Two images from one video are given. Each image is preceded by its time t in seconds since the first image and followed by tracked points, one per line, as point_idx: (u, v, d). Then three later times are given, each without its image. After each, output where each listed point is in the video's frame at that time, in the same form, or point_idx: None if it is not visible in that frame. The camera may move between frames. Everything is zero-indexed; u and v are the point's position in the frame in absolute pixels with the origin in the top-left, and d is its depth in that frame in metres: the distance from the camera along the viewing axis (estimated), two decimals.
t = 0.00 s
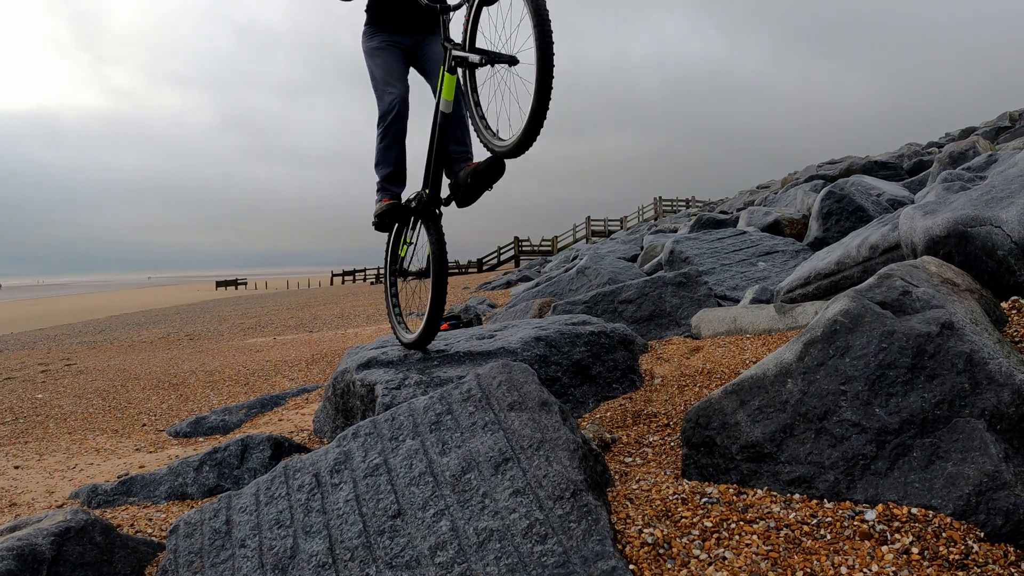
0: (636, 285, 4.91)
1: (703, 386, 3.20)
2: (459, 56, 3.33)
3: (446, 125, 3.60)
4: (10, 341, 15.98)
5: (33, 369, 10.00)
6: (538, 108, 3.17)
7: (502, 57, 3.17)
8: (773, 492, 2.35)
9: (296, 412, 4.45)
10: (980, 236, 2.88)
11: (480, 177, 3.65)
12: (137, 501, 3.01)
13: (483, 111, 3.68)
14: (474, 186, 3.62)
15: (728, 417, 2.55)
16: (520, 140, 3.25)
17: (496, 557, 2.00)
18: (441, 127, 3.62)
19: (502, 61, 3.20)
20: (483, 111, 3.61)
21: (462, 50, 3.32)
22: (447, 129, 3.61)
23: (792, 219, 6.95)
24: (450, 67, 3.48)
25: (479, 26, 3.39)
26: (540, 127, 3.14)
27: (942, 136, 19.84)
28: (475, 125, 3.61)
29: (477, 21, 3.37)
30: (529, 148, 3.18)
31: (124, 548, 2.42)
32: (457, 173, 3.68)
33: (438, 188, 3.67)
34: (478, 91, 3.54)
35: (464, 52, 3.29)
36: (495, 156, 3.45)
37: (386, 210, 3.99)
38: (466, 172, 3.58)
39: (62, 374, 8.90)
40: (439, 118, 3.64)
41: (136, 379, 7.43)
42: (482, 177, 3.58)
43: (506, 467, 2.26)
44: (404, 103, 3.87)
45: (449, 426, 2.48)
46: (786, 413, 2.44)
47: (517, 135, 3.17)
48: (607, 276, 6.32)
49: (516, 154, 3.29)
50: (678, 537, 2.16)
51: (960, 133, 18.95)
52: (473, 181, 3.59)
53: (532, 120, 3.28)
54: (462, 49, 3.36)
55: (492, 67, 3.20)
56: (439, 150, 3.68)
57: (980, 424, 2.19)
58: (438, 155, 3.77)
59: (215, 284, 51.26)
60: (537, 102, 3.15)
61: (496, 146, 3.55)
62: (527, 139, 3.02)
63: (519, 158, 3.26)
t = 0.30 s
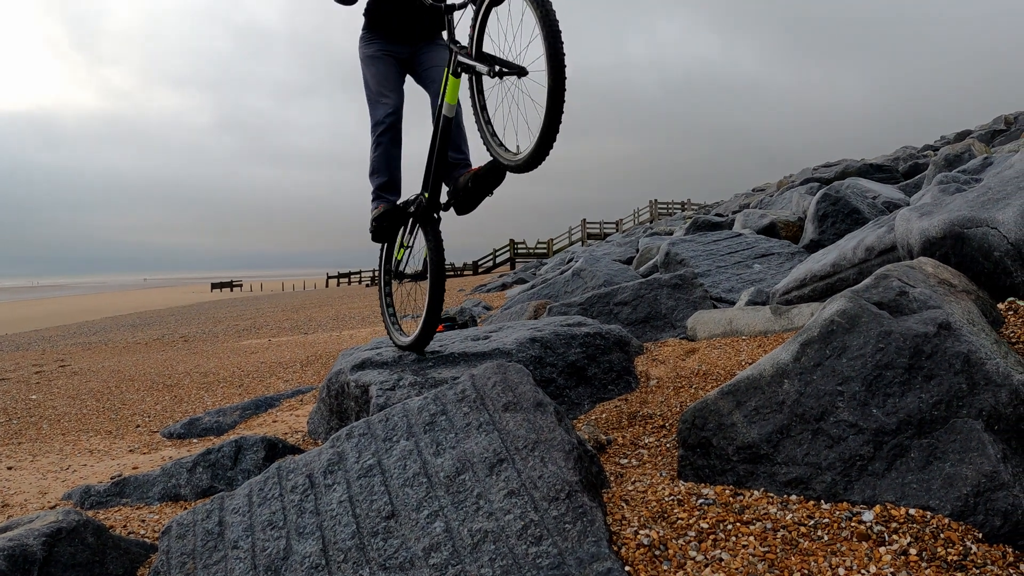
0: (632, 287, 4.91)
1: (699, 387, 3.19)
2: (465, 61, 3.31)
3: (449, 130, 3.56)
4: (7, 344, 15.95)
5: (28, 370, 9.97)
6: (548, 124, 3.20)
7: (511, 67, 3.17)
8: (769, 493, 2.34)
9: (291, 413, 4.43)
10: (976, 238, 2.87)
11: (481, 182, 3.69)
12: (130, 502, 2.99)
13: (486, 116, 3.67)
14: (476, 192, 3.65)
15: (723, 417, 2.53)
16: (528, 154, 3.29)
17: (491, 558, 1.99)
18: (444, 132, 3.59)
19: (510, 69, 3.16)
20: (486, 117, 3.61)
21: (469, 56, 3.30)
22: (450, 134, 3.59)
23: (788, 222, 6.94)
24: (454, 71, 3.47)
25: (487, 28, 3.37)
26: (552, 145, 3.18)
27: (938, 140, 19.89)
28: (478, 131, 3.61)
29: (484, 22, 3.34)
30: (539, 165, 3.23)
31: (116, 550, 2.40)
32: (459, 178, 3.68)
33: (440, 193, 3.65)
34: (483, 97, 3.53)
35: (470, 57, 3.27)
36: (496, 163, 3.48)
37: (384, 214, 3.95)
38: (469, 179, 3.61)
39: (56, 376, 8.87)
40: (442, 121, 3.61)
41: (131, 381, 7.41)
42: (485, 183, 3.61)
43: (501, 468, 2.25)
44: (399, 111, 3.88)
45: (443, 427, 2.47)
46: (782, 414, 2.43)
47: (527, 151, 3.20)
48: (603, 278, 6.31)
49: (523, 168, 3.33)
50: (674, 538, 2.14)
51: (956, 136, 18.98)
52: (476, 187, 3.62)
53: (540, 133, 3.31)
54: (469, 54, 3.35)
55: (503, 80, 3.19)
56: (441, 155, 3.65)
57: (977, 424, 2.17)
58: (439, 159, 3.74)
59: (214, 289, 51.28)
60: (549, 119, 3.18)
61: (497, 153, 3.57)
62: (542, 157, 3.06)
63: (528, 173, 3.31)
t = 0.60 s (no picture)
0: (627, 290, 4.90)
1: (694, 389, 3.18)
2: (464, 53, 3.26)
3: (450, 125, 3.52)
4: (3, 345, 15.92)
5: (22, 371, 9.95)
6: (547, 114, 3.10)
7: (509, 58, 3.10)
8: (765, 495, 2.33)
9: (285, 415, 4.42)
10: (971, 240, 2.86)
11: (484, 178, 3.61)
12: (124, 504, 2.99)
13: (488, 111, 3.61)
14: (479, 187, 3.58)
15: (719, 419, 2.53)
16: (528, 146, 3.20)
17: (485, 561, 1.98)
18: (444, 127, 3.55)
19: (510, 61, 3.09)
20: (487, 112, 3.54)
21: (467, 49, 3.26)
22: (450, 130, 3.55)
23: (783, 224, 6.94)
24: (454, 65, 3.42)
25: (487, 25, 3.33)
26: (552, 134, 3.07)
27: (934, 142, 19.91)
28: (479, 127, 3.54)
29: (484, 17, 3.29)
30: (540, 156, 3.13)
31: (110, 552, 2.39)
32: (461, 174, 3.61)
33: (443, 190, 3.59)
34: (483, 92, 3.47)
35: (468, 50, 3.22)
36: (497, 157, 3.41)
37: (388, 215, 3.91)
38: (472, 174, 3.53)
39: (50, 377, 8.85)
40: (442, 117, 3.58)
41: (125, 382, 7.39)
42: (487, 179, 3.53)
43: (496, 470, 2.24)
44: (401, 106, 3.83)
45: (437, 429, 2.46)
46: (777, 416, 2.42)
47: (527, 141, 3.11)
48: (599, 280, 6.31)
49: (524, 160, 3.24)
50: (669, 540, 2.14)
51: (952, 139, 19.00)
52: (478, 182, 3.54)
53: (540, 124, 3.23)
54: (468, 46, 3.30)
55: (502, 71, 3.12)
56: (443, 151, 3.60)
57: (973, 426, 2.17)
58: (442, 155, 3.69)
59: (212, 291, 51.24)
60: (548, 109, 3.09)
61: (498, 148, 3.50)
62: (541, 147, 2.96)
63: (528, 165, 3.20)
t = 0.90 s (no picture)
0: (622, 292, 4.90)
1: (689, 391, 3.18)
2: (463, 51, 3.23)
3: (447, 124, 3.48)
4: None
5: (16, 372, 9.95)
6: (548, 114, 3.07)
7: (511, 56, 3.07)
8: (760, 497, 2.33)
9: (281, 417, 4.41)
10: (966, 243, 2.87)
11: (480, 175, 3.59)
12: (119, 505, 2.98)
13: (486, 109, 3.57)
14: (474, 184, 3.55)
15: (714, 422, 2.53)
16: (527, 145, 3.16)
17: (479, 563, 1.98)
18: (440, 124, 3.52)
19: (513, 58, 3.06)
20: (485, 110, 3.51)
21: (466, 47, 3.21)
22: (446, 128, 3.51)
23: (779, 227, 6.95)
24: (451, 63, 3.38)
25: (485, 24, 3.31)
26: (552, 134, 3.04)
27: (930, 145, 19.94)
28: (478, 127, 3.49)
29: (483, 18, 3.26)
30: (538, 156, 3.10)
31: (104, 553, 2.39)
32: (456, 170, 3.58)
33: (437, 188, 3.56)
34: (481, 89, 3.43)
35: (467, 48, 3.18)
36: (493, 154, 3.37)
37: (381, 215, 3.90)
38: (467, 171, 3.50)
39: (45, 378, 8.84)
40: (439, 115, 3.54)
41: (121, 384, 7.38)
42: (482, 176, 3.51)
43: (491, 472, 2.24)
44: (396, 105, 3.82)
45: (432, 431, 2.46)
46: (773, 418, 2.42)
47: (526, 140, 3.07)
48: (594, 283, 6.31)
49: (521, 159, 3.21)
50: (664, 543, 2.14)
51: (947, 141, 19.04)
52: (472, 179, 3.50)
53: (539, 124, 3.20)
54: (467, 45, 3.27)
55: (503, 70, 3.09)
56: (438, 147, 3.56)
57: (968, 428, 2.18)
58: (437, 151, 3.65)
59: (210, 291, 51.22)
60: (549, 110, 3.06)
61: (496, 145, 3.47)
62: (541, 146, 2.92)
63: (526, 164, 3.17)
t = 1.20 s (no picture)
0: (616, 294, 4.90)
1: (683, 394, 3.18)
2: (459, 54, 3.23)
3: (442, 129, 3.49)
4: None
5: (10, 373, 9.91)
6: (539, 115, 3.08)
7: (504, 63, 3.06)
8: (754, 499, 2.33)
9: (274, 419, 4.40)
10: (960, 246, 2.87)
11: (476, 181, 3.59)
12: (112, 507, 2.97)
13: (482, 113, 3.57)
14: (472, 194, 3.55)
15: (708, 424, 2.52)
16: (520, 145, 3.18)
17: (473, 565, 1.97)
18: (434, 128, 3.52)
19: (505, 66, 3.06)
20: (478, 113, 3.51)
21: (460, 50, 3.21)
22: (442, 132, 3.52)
23: (773, 230, 6.96)
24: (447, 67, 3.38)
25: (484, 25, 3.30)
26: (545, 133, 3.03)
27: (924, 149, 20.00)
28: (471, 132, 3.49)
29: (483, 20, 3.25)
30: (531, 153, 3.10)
31: (97, 555, 2.38)
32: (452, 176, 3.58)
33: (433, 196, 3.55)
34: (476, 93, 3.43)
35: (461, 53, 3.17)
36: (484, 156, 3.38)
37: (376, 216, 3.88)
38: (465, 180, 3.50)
39: (38, 380, 8.80)
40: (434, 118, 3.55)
41: (114, 385, 7.36)
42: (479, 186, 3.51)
43: (484, 474, 2.24)
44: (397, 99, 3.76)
45: (426, 433, 2.46)
46: (766, 420, 2.42)
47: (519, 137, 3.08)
48: (588, 285, 6.31)
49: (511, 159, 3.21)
50: (658, 545, 2.13)
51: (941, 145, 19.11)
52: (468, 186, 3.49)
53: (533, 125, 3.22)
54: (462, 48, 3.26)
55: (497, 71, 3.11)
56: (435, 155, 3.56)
57: (962, 431, 2.18)
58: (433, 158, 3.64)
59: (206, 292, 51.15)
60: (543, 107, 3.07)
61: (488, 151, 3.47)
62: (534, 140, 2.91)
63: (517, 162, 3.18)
